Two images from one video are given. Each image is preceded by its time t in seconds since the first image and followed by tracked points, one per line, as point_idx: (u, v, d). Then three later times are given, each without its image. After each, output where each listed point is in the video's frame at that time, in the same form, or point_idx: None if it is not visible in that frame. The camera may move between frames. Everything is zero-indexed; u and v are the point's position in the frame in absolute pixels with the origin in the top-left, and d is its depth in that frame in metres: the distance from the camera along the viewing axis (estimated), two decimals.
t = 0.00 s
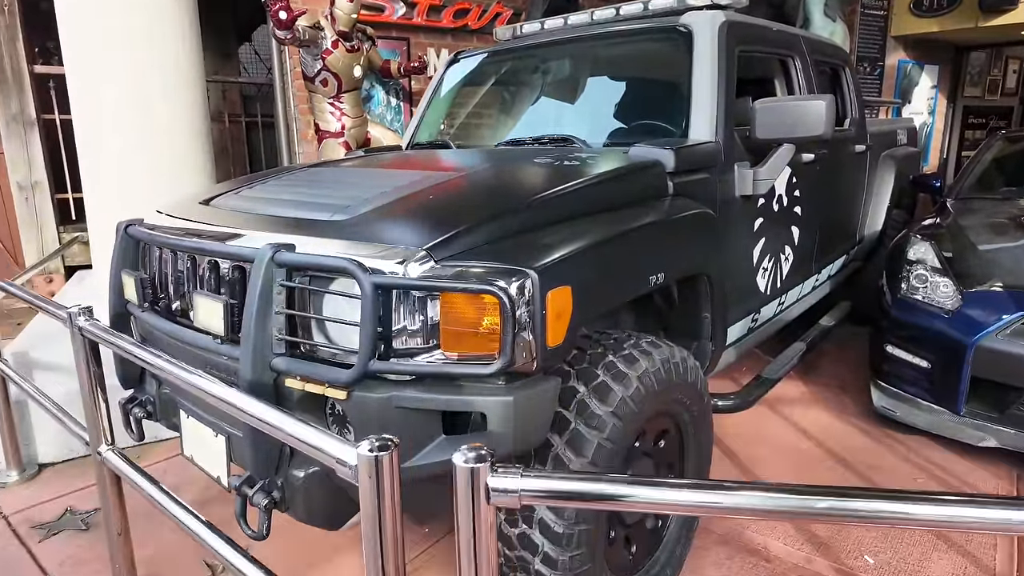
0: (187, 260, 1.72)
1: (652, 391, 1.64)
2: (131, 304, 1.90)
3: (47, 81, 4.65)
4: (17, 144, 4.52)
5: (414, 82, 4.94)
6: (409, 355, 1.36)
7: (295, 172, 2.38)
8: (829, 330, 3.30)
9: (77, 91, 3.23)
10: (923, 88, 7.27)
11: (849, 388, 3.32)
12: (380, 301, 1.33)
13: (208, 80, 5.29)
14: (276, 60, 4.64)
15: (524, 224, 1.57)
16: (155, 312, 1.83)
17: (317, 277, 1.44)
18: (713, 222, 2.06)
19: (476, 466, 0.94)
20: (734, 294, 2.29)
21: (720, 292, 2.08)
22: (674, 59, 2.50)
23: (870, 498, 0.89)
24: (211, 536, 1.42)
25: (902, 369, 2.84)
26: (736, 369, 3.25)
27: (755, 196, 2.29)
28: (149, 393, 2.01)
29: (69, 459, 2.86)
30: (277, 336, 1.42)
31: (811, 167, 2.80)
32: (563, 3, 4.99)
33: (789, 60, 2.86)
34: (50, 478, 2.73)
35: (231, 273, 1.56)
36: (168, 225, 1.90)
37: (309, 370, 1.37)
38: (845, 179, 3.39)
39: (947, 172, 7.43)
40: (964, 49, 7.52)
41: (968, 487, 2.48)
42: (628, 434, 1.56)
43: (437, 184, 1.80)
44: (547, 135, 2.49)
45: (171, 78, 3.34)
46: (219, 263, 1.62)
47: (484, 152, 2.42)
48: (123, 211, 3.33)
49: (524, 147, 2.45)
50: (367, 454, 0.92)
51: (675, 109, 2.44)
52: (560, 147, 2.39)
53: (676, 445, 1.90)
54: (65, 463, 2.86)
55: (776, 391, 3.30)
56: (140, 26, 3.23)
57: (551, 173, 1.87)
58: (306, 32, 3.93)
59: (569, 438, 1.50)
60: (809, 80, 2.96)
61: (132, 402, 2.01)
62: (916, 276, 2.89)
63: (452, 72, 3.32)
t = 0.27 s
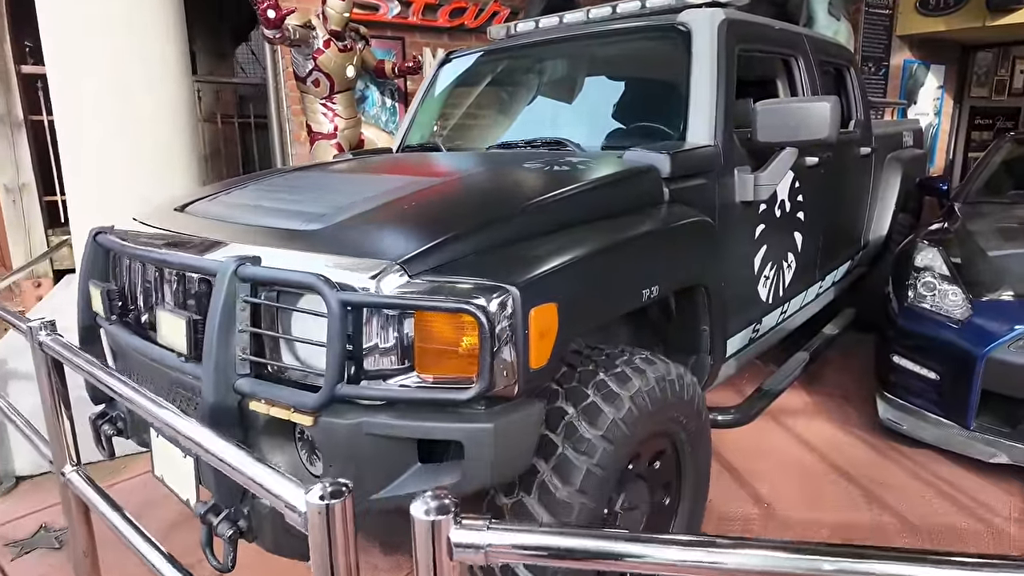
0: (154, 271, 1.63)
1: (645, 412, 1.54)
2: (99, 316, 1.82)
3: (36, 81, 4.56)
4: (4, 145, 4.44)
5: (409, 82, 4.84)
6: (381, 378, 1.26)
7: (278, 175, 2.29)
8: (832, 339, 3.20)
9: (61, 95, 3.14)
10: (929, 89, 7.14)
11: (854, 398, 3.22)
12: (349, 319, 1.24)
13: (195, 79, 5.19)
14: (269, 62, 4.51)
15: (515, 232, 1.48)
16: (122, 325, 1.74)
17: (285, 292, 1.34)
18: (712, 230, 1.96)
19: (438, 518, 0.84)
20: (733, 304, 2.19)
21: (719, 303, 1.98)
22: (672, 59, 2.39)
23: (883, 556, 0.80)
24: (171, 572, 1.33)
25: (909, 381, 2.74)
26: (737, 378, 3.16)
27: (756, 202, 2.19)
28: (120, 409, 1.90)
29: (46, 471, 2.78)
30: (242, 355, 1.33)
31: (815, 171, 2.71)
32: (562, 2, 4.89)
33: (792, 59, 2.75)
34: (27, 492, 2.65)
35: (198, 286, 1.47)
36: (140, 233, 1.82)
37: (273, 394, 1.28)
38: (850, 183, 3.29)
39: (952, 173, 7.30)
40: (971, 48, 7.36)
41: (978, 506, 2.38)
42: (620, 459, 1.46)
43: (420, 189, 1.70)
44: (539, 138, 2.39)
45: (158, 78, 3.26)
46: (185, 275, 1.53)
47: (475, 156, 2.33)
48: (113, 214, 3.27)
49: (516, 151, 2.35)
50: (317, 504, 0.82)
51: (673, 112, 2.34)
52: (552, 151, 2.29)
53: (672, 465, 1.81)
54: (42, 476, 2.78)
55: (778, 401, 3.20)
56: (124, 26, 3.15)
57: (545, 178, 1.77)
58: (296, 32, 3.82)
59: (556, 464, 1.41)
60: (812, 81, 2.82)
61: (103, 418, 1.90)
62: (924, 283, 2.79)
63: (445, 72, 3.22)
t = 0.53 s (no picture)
0: (126, 283, 1.59)
1: (630, 430, 1.49)
2: (72, 328, 1.77)
3: (31, 87, 4.54)
4: None
5: (406, 87, 4.80)
6: (349, 397, 1.20)
7: (263, 182, 2.25)
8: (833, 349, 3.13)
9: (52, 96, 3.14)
10: (934, 93, 7.04)
11: (855, 409, 3.15)
12: (315, 335, 1.19)
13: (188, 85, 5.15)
14: (264, 69, 4.48)
15: (498, 241, 1.42)
16: (95, 338, 1.70)
17: (252, 306, 1.30)
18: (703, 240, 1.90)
19: (383, 557, 0.78)
20: (727, 315, 2.13)
21: (711, 315, 1.92)
22: (665, 63, 2.34)
23: None
24: None
25: (910, 393, 2.67)
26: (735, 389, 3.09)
27: (751, 210, 2.13)
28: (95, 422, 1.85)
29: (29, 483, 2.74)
30: (206, 372, 1.28)
31: (813, 177, 2.65)
32: (558, 6, 4.84)
33: (790, 64, 2.69)
34: (9, 504, 2.61)
35: (166, 299, 1.43)
36: (116, 243, 1.78)
37: (238, 413, 1.23)
38: (850, 189, 3.22)
39: (957, 179, 7.21)
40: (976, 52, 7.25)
41: (980, 523, 2.32)
42: (602, 479, 1.40)
43: (400, 197, 1.64)
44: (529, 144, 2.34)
45: (150, 82, 3.26)
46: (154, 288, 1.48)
47: (464, 164, 2.28)
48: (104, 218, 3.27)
49: (505, 158, 2.30)
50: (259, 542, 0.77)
51: (666, 117, 2.28)
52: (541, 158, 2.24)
53: (660, 482, 1.75)
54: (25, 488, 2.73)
55: (777, 412, 3.13)
56: (115, 28, 3.14)
57: (530, 185, 1.72)
58: (290, 37, 3.77)
59: (535, 485, 1.35)
60: (811, 86, 2.76)
61: (77, 432, 1.85)
62: (926, 293, 2.72)
63: (437, 77, 3.18)
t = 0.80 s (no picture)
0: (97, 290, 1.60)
1: (603, 438, 1.47)
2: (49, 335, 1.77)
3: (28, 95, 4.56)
4: None
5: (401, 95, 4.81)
6: (311, 404, 1.18)
7: (247, 186, 2.24)
8: (825, 357, 3.10)
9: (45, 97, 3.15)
10: (932, 100, 7.02)
11: (848, 417, 3.12)
12: (275, 341, 1.18)
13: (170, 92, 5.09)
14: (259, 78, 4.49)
15: (470, 246, 1.40)
16: (70, 344, 1.71)
17: (216, 312, 1.29)
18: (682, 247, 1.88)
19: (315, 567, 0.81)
20: (710, 322, 2.11)
21: (691, 322, 1.89)
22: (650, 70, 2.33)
23: None
24: None
25: (901, 402, 2.64)
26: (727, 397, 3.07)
27: (734, 217, 2.12)
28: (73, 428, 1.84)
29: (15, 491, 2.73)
30: (168, 379, 1.28)
31: (802, 184, 2.63)
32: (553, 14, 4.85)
33: (777, 70, 2.68)
34: None
35: (134, 306, 1.43)
36: (94, 249, 1.78)
37: (200, 420, 1.22)
38: (842, 197, 3.19)
39: (957, 185, 7.18)
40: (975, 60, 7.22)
41: (972, 533, 2.29)
42: (573, 488, 1.38)
43: (374, 203, 1.63)
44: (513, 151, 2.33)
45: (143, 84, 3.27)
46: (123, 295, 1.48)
47: (447, 170, 2.27)
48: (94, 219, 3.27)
49: (489, 164, 2.29)
50: (189, 552, 0.82)
51: (649, 124, 2.28)
52: (525, 164, 2.22)
53: (639, 492, 1.72)
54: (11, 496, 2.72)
55: (769, 421, 3.10)
56: (107, 30, 3.15)
57: (506, 191, 1.70)
58: (283, 45, 3.78)
59: (503, 493, 1.33)
60: (800, 92, 2.76)
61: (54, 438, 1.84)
62: (917, 300, 2.68)
63: (427, 84, 3.18)
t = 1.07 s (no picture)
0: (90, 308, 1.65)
1: (573, 457, 1.48)
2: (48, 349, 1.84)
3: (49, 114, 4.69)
4: (18, 176, 4.62)
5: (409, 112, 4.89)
6: (278, 421, 1.24)
7: (246, 205, 2.30)
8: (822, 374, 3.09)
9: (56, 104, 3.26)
10: (945, 114, 6.97)
11: (847, 436, 3.10)
12: (245, 359, 1.23)
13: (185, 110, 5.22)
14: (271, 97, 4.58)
15: (442, 267, 1.43)
16: (66, 359, 1.78)
17: (195, 333, 1.33)
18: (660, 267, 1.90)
19: None
20: (695, 340, 2.12)
21: (670, 341, 1.91)
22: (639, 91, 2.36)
23: None
24: None
25: (898, 422, 2.62)
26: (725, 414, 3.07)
27: (719, 237, 2.14)
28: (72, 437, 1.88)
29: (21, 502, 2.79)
30: (148, 396, 1.31)
31: (795, 203, 2.64)
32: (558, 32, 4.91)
33: (769, 90, 2.70)
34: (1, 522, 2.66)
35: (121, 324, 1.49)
36: (94, 266, 1.84)
37: (175, 436, 1.26)
38: (841, 214, 3.19)
39: (970, 200, 7.10)
40: (989, 74, 7.14)
41: (966, 558, 2.26)
42: (540, 506, 1.40)
43: (355, 224, 1.67)
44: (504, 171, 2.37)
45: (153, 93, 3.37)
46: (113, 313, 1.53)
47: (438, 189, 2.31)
48: (106, 226, 3.35)
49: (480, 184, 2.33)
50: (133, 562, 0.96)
51: (638, 144, 2.31)
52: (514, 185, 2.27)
53: (617, 510, 1.74)
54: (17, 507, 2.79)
55: (767, 439, 3.10)
56: (120, 43, 3.26)
57: (485, 211, 1.73)
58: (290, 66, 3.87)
59: (469, 511, 1.36)
60: (793, 111, 2.77)
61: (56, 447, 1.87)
62: (914, 320, 2.68)
63: (427, 102, 3.21)
